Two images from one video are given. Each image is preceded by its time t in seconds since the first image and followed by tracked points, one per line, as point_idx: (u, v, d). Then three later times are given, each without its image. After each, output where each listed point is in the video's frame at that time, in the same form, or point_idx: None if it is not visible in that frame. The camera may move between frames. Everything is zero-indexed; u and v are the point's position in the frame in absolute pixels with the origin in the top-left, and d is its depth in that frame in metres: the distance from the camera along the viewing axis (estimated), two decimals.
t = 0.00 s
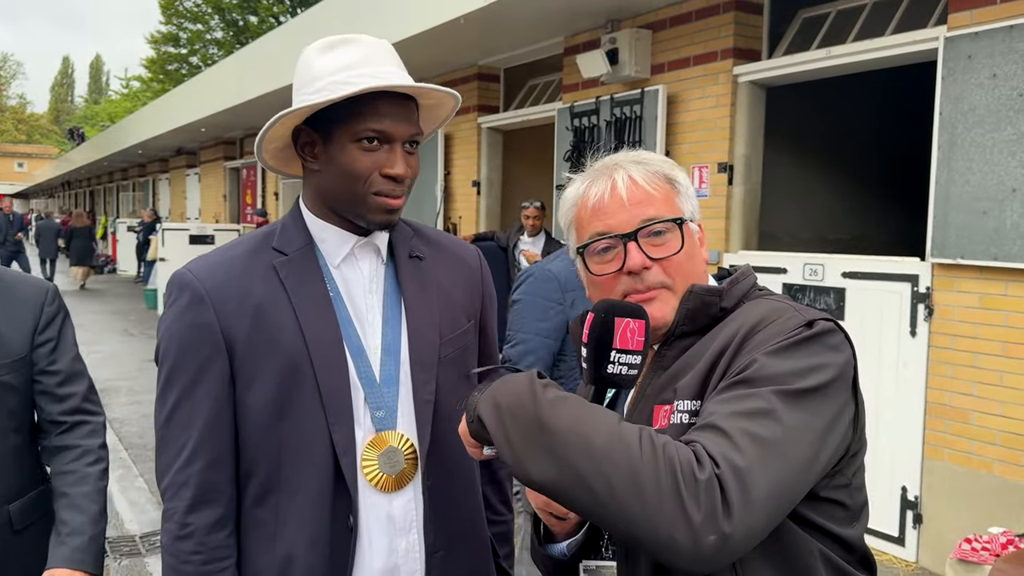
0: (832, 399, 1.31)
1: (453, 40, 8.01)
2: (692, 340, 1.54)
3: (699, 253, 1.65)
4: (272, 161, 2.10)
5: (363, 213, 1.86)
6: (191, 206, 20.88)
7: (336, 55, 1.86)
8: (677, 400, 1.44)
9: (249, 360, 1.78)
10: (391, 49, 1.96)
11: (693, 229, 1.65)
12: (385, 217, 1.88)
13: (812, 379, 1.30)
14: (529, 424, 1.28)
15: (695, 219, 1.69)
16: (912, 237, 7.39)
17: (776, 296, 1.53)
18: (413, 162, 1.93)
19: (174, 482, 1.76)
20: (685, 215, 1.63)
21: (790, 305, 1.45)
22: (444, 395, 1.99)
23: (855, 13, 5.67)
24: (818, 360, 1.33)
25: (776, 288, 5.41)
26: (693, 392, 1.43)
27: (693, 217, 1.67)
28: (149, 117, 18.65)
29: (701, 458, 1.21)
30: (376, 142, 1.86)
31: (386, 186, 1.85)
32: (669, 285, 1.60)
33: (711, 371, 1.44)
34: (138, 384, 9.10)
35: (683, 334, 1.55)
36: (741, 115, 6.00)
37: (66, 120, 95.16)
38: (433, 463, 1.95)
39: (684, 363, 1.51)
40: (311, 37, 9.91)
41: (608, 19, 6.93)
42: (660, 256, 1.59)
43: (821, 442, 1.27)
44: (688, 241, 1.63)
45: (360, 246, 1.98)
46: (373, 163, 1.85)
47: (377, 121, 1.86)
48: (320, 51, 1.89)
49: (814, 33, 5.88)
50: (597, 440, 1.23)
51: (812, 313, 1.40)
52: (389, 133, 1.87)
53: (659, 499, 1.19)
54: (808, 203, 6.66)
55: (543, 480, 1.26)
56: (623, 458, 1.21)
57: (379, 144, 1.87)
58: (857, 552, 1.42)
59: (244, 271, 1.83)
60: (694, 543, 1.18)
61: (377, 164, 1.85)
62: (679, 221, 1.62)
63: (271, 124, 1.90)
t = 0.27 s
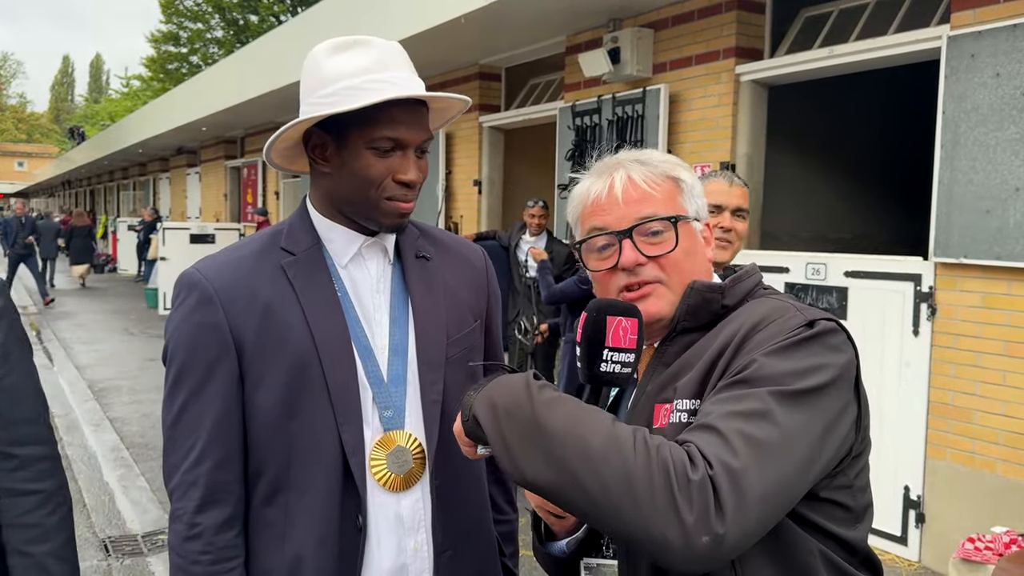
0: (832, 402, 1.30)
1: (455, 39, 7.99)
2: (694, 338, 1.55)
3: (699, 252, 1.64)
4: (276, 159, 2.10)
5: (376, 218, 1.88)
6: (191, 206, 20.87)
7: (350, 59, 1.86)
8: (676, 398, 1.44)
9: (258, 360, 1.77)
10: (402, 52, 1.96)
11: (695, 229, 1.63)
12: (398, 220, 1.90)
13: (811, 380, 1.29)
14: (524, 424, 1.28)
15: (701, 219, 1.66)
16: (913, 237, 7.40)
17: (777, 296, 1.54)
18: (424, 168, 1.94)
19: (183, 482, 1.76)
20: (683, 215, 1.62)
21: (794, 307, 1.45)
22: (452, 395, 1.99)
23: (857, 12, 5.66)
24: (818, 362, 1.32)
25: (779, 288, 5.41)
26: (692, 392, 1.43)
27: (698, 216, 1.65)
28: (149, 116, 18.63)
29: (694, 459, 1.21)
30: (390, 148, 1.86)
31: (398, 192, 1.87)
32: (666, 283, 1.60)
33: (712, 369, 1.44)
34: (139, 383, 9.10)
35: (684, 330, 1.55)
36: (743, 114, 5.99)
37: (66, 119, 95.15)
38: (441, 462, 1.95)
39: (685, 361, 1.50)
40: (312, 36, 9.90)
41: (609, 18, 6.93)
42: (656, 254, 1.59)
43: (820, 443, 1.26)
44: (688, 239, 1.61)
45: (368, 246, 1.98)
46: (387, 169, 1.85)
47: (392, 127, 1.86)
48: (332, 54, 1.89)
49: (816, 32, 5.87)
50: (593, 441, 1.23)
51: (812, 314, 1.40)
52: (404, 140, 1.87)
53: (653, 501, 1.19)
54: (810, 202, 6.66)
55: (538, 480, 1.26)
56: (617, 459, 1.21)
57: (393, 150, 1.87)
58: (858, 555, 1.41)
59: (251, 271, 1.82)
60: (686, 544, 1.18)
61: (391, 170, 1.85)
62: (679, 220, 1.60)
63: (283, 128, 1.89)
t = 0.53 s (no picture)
0: (850, 452, 1.30)
1: (456, 37, 7.99)
2: (709, 350, 1.52)
3: (672, 250, 1.58)
4: (280, 158, 2.09)
5: (379, 215, 1.88)
6: (192, 204, 20.88)
7: (353, 57, 1.85)
8: (689, 423, 1.43)
9: (263, 359, 1.77)
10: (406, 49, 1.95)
11: (675, 226, 1.57)
12: (399, 218, 1.89)
13: (829, 432, 1.28)
14: (537, 472, 1.28)
15: (698, 218, 1.55)
16: (915, 236, 7.39)
17: (797, 313, 1.49)
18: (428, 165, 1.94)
19: (188, 481, 1.76)
20: (659, 210, 1.58)
21: (817, 336, 1.41)
22: (455, 394, 1.99)
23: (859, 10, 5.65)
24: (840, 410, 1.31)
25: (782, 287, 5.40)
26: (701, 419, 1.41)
27: (690, 213, 1.56)
28: (150, 115, 18.64)
29: (712, 528, 1.21)
30: (395, 146, 1.86)
31: (402, 189, 1.87)
32: (621, 267, 1.67)
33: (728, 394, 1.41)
34: (141, 381, 9.11)
35: (699, 341, 1.52)
36: (745, 113, 5.98)
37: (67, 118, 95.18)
38: (445, 459, 1.95)
39: (701, 382, 1.48)
40: (314, 35, 9.90)
41: (611, 16, 6.91)
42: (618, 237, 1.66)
43: (835, 498, 1.28)
44: (657, 234, 1.59)
45: (371, 244, 1.97)
46: (391, 166, 1.85)
47: (396, 125, 1.85)
48: (335, 51, 1.88)
49: (817, 31, 5.87)
50: (608, 501, 1.23)
51: (835, 348, 1.37)
52: (408, 137, 1.87)
53: (665, 563, 1.20)
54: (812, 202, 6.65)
55: (550, 531, 1.27)
56: (632, 521, 1.21)
57: (398, 148, 1.87)
58: None
59: (256, 271, 1.82)
60: None
61: (395, 167, 1.85)
62: (648, 214, 1.60)
63: (287, 127, 1.89)
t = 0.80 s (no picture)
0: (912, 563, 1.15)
1: (457, 36, 7.97)
2: (719, 409, 1.34)
3: (663, 261, 1.51)
4: (280, 156, 2.09)
5: (380, 218, 1.86)
6: (194, 203, 20.90)
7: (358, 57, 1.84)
8: (708, 514, 1.26)
9: (263, 361, 1.76)
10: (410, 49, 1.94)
11: (665, 235, 1.50)
12: (399, 222, 1.88)
13: (886, 552, 1.12)
14: None
15: (687, 228, 1.46)
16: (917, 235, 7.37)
17: (818, 365, 1.30)
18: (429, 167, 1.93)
19: (188, 481, 1.75)
20: (651, 217, 1.51)
21: (847, 410, 1.21)
22: (457, 393, 1.98)
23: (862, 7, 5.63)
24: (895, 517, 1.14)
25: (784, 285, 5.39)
26: (720, 512, 1.24)
27: (679, 222, 1.47)
28: (151, 113, 18.66)
29: None
30: (398, 148, 1.85)
31: (404, 192, 1.86)
32: (624, 272, 1.61)
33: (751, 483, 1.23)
34: (142, 380, 9.10)
35: (709, 400, 1.35)
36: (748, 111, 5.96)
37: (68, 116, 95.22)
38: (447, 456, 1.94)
39: (713, 457, 1.29)
40: (315, 34, 9.90)
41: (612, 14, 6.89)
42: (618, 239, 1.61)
43: None
44: (650, 242, 1.52)
45: (372, 244, 1.96)
46: (393, 168, 1.84)
47: (399, 128, 1.85)
48: (338, 50, 1.87)
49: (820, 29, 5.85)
50: None
51: (872, 428, 1.18)
52: (411, 140, 1.86)
53: None
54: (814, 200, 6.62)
55: None
56: None
57: (400, 150, 1.86)
58: None
59: (257, 271, 1.81)
60: None
61: (397, 169, 1.84)
62: (642, 220, 1.53)
63: (290, 126, 1.87)
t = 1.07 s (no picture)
0: None
1: (459, 34, 7.95)
2: (693, 439, 1.31)
3: (635, 267, 1.49)
4: (281, 156, 2.08)
5: (380, 216, 1.85)
6: (195, 202, 20.90)
7: (355, 51, 1.83)
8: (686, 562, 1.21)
9: (263, 360, 1.75)
10: (409, 43, 1.93)
11: (636, 239, 1.48)
12: (400, 219, 1.86)
13: None
14: None
15: (657, 232, 1.44)
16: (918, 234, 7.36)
17: (787, 389, 1.24)
18: (430, 161, 1.91)
19: (188, 481, 1.73)
20: (622, 219, 1.49)
21: (817, 442, 1.14)
22: (459, 393, 1.96)
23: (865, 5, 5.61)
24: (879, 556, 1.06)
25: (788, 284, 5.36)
26: (696, 557, 1.19)
27: (647, 226, 1.46)
28: (153, 113, 18.66)
29: None
30: (396, 141, 1.84)
31: (404, 186, 1.85)
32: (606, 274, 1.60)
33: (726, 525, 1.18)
34: (144, 379, 9.10)
35: (680, 431, 1.32)
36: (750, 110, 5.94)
37: (70, 115, 95.25)
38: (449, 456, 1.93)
39: (689, 501, 1.25)
40: (317, 32, 9.87)
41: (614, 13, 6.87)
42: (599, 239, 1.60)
43: None
44: (623, 245, 1.51)
45: (375, 242, 1.94)
46: (393, 162, 1.83)
47: (397, 120, 1.83)
48: (337, 45, 1.86)
49: (823, 28, 5.83)
50: None
51: (843, 463, 1.11)
52: (410, 133, 1.85)
53: None
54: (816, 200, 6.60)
55: None
56: None
57: (400, 143, 1.84)
58: None
59: (258, 270, 1.79)
60: None
61: (397, 164, 1.83)
62: (615, 222, 1.52)
63: (287, 124, 1.87)
